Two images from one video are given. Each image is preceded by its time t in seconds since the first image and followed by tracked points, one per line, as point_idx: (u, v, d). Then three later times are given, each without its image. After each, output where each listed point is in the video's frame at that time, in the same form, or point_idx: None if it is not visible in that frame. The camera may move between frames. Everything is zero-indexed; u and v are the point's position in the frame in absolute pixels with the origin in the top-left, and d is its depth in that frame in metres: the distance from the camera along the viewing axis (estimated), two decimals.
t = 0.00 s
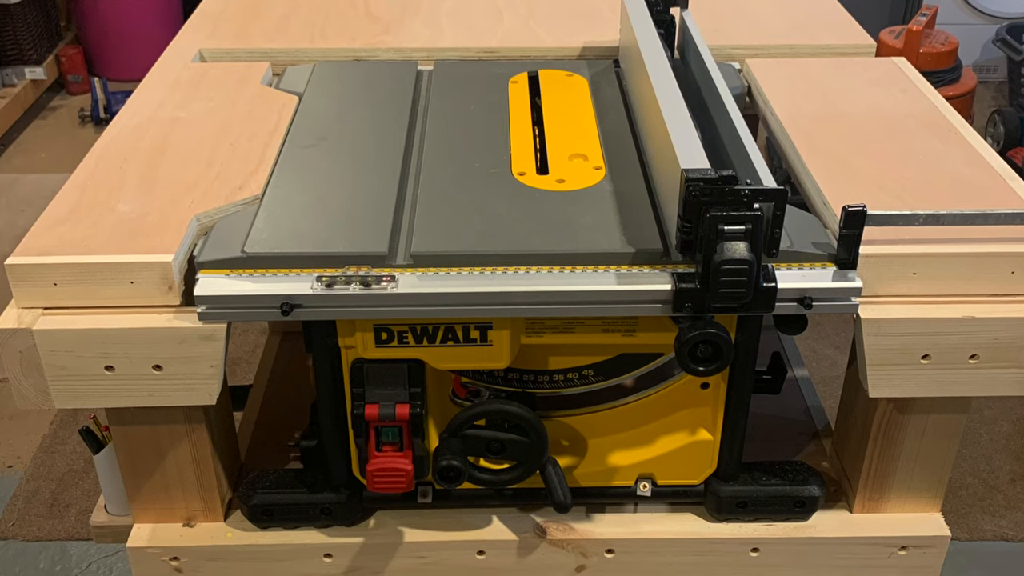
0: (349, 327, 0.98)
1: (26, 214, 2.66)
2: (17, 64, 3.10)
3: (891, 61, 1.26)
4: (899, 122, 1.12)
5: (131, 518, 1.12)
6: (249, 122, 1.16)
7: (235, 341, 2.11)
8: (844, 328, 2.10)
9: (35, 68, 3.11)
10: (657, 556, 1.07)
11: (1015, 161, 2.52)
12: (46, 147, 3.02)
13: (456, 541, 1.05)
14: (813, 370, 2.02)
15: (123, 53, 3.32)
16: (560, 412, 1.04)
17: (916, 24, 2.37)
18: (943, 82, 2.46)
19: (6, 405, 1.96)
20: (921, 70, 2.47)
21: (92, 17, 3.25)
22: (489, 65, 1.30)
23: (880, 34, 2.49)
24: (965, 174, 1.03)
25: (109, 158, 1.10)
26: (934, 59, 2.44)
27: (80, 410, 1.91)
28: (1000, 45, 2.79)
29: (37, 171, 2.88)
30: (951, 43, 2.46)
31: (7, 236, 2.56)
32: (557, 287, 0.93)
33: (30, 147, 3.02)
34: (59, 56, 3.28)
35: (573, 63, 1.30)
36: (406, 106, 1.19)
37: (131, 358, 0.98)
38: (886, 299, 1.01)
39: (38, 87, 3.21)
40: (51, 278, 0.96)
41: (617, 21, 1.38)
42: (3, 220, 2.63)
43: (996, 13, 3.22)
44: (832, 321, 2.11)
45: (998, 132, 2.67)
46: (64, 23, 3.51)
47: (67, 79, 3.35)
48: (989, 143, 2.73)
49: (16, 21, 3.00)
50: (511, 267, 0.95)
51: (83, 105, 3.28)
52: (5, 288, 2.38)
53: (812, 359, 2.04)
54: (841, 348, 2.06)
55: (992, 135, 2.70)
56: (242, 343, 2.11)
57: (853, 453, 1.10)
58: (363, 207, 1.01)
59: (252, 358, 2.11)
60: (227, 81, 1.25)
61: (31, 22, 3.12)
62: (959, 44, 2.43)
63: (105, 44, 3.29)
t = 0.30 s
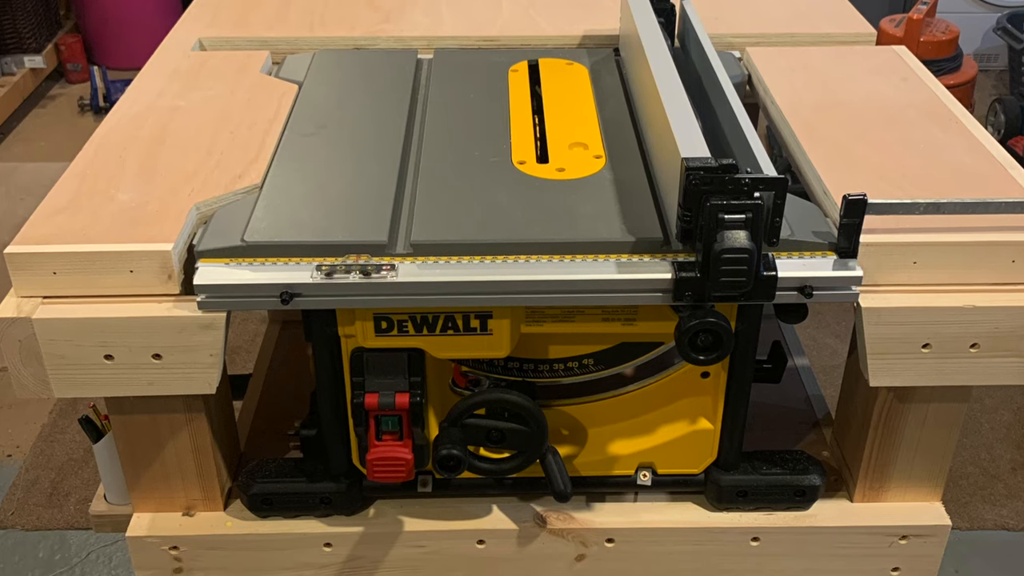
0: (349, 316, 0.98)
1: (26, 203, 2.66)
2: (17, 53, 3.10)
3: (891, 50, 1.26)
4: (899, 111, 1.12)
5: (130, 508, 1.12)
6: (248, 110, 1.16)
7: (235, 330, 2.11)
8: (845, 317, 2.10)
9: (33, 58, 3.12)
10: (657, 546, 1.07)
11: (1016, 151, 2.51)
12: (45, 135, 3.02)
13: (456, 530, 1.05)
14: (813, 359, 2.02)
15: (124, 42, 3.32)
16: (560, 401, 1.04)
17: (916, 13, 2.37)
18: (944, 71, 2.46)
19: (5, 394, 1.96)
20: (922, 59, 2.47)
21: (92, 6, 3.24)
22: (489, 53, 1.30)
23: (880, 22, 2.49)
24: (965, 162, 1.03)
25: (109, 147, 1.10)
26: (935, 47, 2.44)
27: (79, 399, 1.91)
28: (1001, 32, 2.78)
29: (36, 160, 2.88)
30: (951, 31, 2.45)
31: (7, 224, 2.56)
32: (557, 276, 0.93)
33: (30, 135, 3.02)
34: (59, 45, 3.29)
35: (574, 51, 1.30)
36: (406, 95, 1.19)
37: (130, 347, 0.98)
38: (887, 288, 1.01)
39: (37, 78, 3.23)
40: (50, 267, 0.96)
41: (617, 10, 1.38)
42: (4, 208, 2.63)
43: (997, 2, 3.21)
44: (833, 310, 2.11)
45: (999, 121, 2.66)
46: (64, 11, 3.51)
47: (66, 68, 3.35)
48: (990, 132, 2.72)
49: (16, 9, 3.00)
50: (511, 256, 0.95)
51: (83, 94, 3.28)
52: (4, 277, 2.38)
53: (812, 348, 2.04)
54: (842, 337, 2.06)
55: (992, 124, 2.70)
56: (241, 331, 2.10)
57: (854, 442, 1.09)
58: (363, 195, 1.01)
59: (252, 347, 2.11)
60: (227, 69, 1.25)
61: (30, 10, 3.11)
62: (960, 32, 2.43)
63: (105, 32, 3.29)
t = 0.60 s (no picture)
0: (348, 305, 0.97)
1: (25, 191, 2.66)
2: (16, 42, 3.09)
3: (892, 38, 1.26)
4: (900, 99, 1.12)
5: (129, 497, 1.12)
6: (248, 99, 1.15)
7: (234, 319, 2.10)
8: (845, 306, 2.10)
9: (32, 46, 3.11)
10: (657, 535, 1.07)
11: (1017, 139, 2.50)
12: (44, 124, 3.02)
13: (456, 519, 1.05)
14: (813, 348, 2.02)
15: (123, 30, 3.25)
16: (560, 390, 1.04)
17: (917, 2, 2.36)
18: (944, 59, 2.46)
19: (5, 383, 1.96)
20: (923, 48, 2.47)
21: None
22: (489, 42, 1.30)
23: (881, 12, 2.49)
24: (966, 151, 1.03)
25: (108, 136, 1.10)
26: (936, 36, 2.44)
27: (78, 388, 1.90)
28: (1002, 22, 2.77)
29: (35, 149, 2.88)
30: (952, 19, 2.45)
31: (6, 213, 2.56)
32: (557, 265, 0.93)
33: (28, 123, 3.03)
34: (58, 33, 3.29)
35: (574, 40, 1.30)
36: (406, 84, 1.18)
37: (130, 336, 0.97)
38: (887, 276, 1.01)
39: (37, 66, 3.23)
40: (49, 256, 0.96)
41: None
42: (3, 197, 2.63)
43: None
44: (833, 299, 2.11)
45: (1000, 110, 2.66)
46: None
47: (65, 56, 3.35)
48: (992, 120, 2.71)
49: None
50: (511, 245, 0.95)
51: (82, 83, 3.28)
52: (3, 267, 2.38)
53: (813, 337, 2.03)
54: (842, 326, 2.06)
55: (993, 113, 2.69)
56: (240, 320, 2.10)
57: (855, 432, 1.09)
58: (363, 184, 1.01)
59: (251, 336, 2.11)
60: (226, 58, 1.25)
61: None
62: (960, 21, 2.43)
63: (105, 20, 3.23)
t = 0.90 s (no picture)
0: (348, 294, 0.97)
1: (25, 179, 2.66)
2: (16, 30, 3.08)
3: (892, 27, 1.26)
4: (900, 88, 1.12)
5: (129, 486, 1.12)
6: (248, 87, 1.15)
7: (234, 308, 2.11)
8: (845, 295, 2.10)
9: (32, 34, 3.09)
10: (657, 524, 1.06)
11: (1017, 129, 2.50)
12: (43, 113, 3.02)
13: (456, 508, 1.05)
14: (814, 337, 2.02)
15: (123, 17, 3.19)
16: (560, 379, 1.04)
17: None
18: (945, 48, 2.47)
19: (4, 371, 1.96)
20: (924, 37, 2.47)
21: None
22: (489, 30, 1.30)
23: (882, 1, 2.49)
24: (966, 140, 1.03)
25: (107, 124, 1.09)
26: (937, 24, 2.44)
27: (77, 377, 1.90)
28: (1003, 13, 2.77)
29: (35, 138, 2.88)
30: (953, 9, 2.45)
31: (5, 202, 2.57)
32: (557, 254, 0.92)
33: (28, 112, 3.03)
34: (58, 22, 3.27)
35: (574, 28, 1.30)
36: (406, 72, 1.18)
37: (129, 325, 0.97)
38: (888, 265, 1.01)
39: (36, 54, 3.21)
40: (49, 245, 0.96)
41: None
42: (3, 185, 2.63)
43: None
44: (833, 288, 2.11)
45: (1001, 99, 2.66)
46: None
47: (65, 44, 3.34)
48: (992, 109, 2.71)
49: None
50: (510, 233, 0.95)
51: (82, 72, 3.28)
52: (3, 258, 2.38)
53: (813, 327, 2.03)
54: (842, 315, 2.06)
55: (993, 102, 2.69)
56: (240, 308, 2.10)
57: (855, 421, 1.09)
58: (362, 172, 1.01)
59: (251, 325, 2.11)
60: (226, 46, 1.25)
61: None
62: (960, 10, 2.43)
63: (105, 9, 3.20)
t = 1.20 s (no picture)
0: (348, 283, 0.97)
1: (25, 169, 2.67)
2: (15, 19, 3.07)
3: (893, 15, 1.25)
4: (901, 76, 1.12)
5: (128, 475, 1.11)
6: (248, 76, 1.15)
7: (234, 297, 2.11)
8: (846, 284, 2.10)
9: (31, 23, 3.09)
10: (657, 513, 1.06)
11: (1018, 117, 2.49)
12: (42, 101, 3.02)
13: (456, 497, 1.05)
14: (814, 326, 2.02)
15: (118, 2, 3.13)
16: (560, 367, 1.04)
17: None
18: (946, 36, 2.47)
19: (3, 361, 1.96)
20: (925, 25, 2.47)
21: None
22: (489, 19, 1.30)
23: None
24: (967, 128, 1.03)
25: (107, 113, 1.09)
26: (938, 13, 2.44)
27: (76, 366, 1.90)
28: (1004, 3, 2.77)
29: (33, 127, 2.88)
30: None
31: (4, 190, 2.56)
32: (558, 243, 0.92)
33: (27, 100, 3.03)
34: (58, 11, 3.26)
35: (574, 16, 1.30)
36: (406, 61, 1.18)
37: (128, 314, 0.97)
38: (888, 254, 1.00)
39: (33, 44, 3.19)
40: (48, 234, 0.96)
41: None
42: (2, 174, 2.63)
43: None
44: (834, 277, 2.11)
45: (1001, 87, 2.65)
46: None
47: (64, 32, 3.32)
48: (993, 97, 2.71)
49: None
50: (511, 222, 0.95)
51: (81, 60, 3.27)
52: (2, 248, 2.38)
53: (814, 316, 2.04)
54: (843, 304, 2.06)
55: (994, 91, 2.68)
56: (240, 298, 2.10)
57: (856, 410, 1.09)
58: (362, 161, 1.01)
59: (251, 314, 2.11)
60: (225, 35, 1.25)
61: None
62: None
63: None
